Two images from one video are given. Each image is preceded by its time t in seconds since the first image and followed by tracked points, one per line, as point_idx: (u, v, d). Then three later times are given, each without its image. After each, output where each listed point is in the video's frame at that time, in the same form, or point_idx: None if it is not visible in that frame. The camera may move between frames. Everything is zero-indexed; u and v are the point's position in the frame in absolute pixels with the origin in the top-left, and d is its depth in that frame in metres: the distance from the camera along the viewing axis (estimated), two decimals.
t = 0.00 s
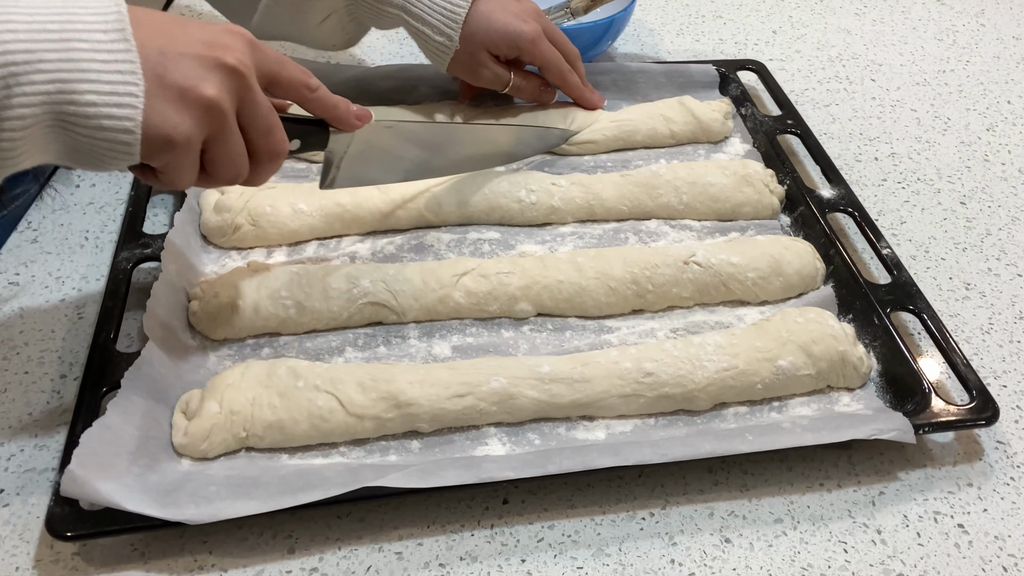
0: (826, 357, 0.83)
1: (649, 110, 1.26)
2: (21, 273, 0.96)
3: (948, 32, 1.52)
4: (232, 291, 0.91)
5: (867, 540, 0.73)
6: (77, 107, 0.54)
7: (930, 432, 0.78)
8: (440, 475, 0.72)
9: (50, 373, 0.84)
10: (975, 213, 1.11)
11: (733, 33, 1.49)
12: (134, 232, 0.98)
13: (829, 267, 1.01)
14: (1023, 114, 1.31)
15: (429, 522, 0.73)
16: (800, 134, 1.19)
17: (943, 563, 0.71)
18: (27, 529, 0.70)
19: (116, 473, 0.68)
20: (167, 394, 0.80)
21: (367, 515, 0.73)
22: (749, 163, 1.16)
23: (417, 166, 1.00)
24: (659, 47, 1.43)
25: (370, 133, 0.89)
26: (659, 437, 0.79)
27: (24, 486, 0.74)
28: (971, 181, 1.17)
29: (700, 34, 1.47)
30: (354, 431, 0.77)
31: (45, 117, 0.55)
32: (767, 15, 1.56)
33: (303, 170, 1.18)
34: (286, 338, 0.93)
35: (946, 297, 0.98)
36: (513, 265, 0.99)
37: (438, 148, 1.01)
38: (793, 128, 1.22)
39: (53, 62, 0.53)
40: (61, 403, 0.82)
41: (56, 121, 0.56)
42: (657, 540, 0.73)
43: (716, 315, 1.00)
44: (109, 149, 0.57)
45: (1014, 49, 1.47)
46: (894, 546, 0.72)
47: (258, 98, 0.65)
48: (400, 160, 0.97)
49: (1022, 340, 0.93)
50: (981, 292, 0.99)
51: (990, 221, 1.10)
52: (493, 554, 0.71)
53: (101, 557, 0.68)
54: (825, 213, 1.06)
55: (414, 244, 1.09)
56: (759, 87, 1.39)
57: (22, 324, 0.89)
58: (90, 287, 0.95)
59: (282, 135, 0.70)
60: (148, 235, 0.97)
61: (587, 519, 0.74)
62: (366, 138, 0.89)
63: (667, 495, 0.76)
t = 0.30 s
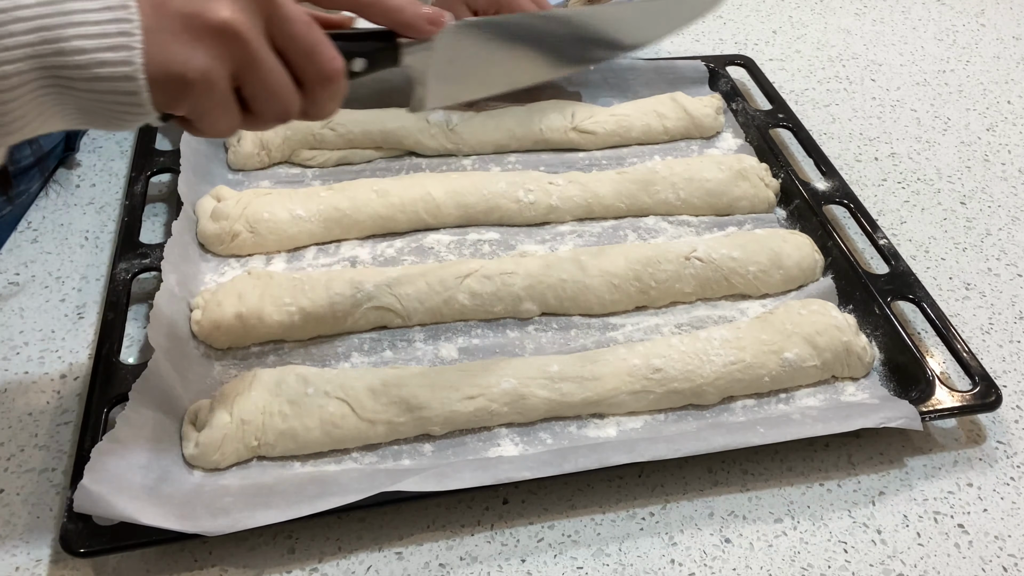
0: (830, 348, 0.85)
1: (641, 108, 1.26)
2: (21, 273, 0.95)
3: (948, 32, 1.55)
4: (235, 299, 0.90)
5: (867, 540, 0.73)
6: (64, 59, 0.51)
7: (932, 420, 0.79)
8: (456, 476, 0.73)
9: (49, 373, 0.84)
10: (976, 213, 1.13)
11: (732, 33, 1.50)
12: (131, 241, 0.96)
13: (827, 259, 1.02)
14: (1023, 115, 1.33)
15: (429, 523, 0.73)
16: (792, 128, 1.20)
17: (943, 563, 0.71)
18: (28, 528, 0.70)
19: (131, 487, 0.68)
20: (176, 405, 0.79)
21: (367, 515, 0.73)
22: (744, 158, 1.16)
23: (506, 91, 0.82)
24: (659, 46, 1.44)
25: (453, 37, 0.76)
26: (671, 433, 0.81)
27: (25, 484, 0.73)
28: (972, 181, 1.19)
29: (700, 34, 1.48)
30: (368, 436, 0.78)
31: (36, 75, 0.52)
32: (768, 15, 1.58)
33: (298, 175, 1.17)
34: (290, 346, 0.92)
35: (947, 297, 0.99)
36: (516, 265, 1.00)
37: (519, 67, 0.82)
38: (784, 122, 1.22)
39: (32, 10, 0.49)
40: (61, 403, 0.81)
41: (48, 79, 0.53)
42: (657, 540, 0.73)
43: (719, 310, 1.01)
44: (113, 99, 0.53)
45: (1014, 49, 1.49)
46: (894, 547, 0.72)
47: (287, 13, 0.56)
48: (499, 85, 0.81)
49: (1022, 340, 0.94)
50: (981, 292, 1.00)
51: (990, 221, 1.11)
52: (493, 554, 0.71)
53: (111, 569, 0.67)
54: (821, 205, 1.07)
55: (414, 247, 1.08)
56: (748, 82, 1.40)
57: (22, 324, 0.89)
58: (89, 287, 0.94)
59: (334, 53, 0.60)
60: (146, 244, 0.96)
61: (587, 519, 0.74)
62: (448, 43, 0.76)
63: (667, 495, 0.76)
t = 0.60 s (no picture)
0: (830, 348, 0.85)
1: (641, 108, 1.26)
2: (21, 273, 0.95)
3: (948, 32, 1.55)
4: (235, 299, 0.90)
5: (867, 540, 0.73)
6: (249, 110, 0.50)
7: (933, 420, 0.79)
8: (456, 477, 0.73)
9: (49, 373, 0.84)
10: (975, 213, 1.13)
11: (732, 33, 1.50)
12: (131, 242, 0.96)
13: (827, 259, 1.02)
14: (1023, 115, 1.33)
15: (428, 523, 0.73)
16: (792, 128, 1.20)
17: (943, 563, 0.71)
18: (28, 528, 0.70)
19: (131, 487, 0.68)
20: (176, 405, 0.79)
21: (367, 515, 0.73)
22: (744, 157, 1.16)
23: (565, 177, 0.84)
24: (659, 47, 1.44)
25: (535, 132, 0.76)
26: (671, 432, 0.81)
27: (25, 485, 0.73)
28: (971, 181, 1.19)
29: (700, 34, 1.48)
30: (368, 436, 0.78)
31: (220, 128, 0.51)
32: (768, 15, 1.58)
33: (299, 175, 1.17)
34: (290, 346, 0.92)
35: (946, 296, 0.99)
36: (517, 265, 1.00)
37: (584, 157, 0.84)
38: (784, 122, 1.22)
39: (225, 67, 0.49)
40: (61, 403, 0.81)
41: (227, 133, 0.52)
42: (657, 539, 0.73)
43: (719, 310, 1.01)
44: (283, 153, 0.53)
45: (1014, 49, 1.49)
46: (894, 547, 0.72)
47: (426, 82, 0.59)
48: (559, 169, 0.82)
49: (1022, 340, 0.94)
50: (981, 292, 1.00)
51: (990, 221, 1.11)
52: (493, 554, 0.71)
53: (112, 571, 0.67)
54: (821, 205, 1.07)
55: (414, 247, 1.08)
56: (748, 82, 1.40)
57: (22, 325, 0.89)
58: (89, 288, 0.94)
59: (454, 124, 0.62)
60: (147, 244, 0.96)
61: (587, 519, 0.74)
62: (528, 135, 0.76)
63: (667, 495, 0.76)
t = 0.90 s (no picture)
0: (830, 348, 0.85)
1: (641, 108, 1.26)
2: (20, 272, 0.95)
3: (948, 32, 1.55)
4: (235, 299, 0.90)
5: (867, 540, 0.73)
6: (352, 112, 0.53)
7: (933, 420, 0.79)
8: (457, 477, 0.73)
9: (49, 373, 0.84)
10: (976, 213, 1.13)
11: (732, 33, 1.50)
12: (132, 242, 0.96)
13: (827, 259, 1.02)
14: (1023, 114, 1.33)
15: (428, 524, 0.73)
16: (792, 129, 1.20)
17: (943, 563, 0.71)
18: (29, 528, 0.70)
19: (131, 488, 0.68)
20: (177, 405, 0.79)
21: (367, 515, 0.73)
22: (743, 157, 1.16)
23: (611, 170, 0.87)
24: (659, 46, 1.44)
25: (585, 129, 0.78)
26: (671, 432, 0.81)
27: (25, 485, 0.73)
28: (971, 181, 1.19)
29: (699, 34, 1.48)
30: (368, 436, 0.78)
31: (323, 130, 0.53)
32: (768, 15, 1.58)
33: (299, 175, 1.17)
34: (290, 346, 0.92)
35: (946, 296, 0.99)
36: (518, 265, 1.00)
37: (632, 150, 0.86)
38: (784, 122, 1.22)
39: (326, 74, 0.52)
40: (61, 403, 0.81)
41: (329, 136, 0.54)
42: (657, 539, 0.73)
43: (719, 310, 1.01)
44: (383, 152, 0.56)
45: (1014, 49, 1.49)
46: (894, 547, 0.72)
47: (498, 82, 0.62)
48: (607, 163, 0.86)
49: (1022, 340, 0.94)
50: (981, 292, 1.00)
51: (990, 221, 1.11)
52: (493, 554, 0.71)
53: (112, 571, 0.67)
54: (820, 205, 1.07)
55: (414, 247, 1.08)
56: (748, 82, 1.40)
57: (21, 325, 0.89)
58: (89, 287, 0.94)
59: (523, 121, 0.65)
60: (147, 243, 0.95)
61: (587, 518, 0.74)
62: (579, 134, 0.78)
63: (667, 495, 0.76)
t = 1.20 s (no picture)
0: (830, 348, 0.85)
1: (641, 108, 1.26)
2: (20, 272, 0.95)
3: (948, 32, 1.55)
4: (235, 300, 0.90)
5: (867, 540, 0.73)
6: (374, 143, 0.56)
7: (932, 420, 0.79)
8: (457, 477, 0.73)
9: (49, 373, 0.84)
10: (976, 213, 1.13)
11: (732, 33, 1.50)
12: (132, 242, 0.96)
13: (826, 259, 1.02)
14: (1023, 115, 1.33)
15: (428, 524, 0.73)
16: (792, 129, 1.20)
17: (943, 563, 0.71)
18: (29, 529, 0.70)
19: (131, 488, 0.68)
20: (177, 406, 0.79)
21: (367, 515, 0.73)
22: (742, 157, 1.15)
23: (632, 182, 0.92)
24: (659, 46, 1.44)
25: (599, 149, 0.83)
26: (670, 433, 0.81)
27: (24, 485, 0.73)
28: (971, 181, 1.19)
29: (699, 34, 1.49)
30: (368, 436, 0.78)
31: (346, 161, 0.56)
32: (767, 15, 1.58)
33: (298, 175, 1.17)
34: (290, 345, 0.92)
35: (946, 296, 0.99)
36: (518, 265, 1.00)
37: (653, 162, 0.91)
38: (784, 123, 1.22)
39: (351, 105, 0.55)
40: (61, 403, 0.81)
41: (352, 164, 0.57)
42: (657, 540, 0.73)
43: (719, 310, 1.01)
44: (403, 181, 0.58)
45: (1014, 49, 1.49)
46: (894, 547, 0.72)
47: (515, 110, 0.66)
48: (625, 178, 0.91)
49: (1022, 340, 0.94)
50: (981, 292, 1.00)
51: (990, 221, 1.11)
52: (493, 554, 0.71)
53: (111, 571, 0.67)
54: (820, 205, 1.07)
55: (414, 247, 1.08)
56: (748, 82, 1.40)
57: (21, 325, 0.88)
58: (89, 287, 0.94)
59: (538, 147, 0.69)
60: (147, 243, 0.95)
61: (587, 518, 0.74)
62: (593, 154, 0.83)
63: (667, 495, 0.76)
